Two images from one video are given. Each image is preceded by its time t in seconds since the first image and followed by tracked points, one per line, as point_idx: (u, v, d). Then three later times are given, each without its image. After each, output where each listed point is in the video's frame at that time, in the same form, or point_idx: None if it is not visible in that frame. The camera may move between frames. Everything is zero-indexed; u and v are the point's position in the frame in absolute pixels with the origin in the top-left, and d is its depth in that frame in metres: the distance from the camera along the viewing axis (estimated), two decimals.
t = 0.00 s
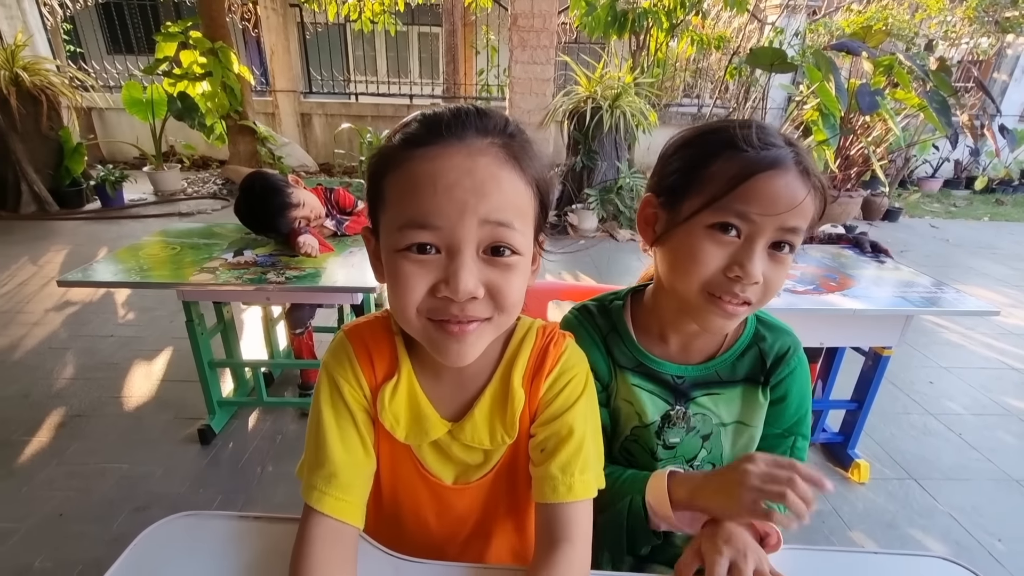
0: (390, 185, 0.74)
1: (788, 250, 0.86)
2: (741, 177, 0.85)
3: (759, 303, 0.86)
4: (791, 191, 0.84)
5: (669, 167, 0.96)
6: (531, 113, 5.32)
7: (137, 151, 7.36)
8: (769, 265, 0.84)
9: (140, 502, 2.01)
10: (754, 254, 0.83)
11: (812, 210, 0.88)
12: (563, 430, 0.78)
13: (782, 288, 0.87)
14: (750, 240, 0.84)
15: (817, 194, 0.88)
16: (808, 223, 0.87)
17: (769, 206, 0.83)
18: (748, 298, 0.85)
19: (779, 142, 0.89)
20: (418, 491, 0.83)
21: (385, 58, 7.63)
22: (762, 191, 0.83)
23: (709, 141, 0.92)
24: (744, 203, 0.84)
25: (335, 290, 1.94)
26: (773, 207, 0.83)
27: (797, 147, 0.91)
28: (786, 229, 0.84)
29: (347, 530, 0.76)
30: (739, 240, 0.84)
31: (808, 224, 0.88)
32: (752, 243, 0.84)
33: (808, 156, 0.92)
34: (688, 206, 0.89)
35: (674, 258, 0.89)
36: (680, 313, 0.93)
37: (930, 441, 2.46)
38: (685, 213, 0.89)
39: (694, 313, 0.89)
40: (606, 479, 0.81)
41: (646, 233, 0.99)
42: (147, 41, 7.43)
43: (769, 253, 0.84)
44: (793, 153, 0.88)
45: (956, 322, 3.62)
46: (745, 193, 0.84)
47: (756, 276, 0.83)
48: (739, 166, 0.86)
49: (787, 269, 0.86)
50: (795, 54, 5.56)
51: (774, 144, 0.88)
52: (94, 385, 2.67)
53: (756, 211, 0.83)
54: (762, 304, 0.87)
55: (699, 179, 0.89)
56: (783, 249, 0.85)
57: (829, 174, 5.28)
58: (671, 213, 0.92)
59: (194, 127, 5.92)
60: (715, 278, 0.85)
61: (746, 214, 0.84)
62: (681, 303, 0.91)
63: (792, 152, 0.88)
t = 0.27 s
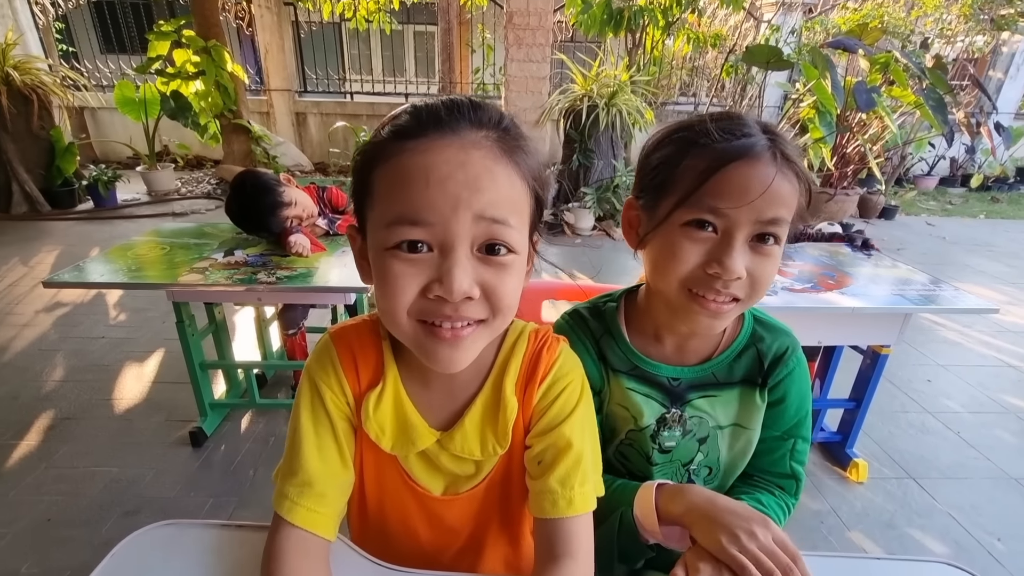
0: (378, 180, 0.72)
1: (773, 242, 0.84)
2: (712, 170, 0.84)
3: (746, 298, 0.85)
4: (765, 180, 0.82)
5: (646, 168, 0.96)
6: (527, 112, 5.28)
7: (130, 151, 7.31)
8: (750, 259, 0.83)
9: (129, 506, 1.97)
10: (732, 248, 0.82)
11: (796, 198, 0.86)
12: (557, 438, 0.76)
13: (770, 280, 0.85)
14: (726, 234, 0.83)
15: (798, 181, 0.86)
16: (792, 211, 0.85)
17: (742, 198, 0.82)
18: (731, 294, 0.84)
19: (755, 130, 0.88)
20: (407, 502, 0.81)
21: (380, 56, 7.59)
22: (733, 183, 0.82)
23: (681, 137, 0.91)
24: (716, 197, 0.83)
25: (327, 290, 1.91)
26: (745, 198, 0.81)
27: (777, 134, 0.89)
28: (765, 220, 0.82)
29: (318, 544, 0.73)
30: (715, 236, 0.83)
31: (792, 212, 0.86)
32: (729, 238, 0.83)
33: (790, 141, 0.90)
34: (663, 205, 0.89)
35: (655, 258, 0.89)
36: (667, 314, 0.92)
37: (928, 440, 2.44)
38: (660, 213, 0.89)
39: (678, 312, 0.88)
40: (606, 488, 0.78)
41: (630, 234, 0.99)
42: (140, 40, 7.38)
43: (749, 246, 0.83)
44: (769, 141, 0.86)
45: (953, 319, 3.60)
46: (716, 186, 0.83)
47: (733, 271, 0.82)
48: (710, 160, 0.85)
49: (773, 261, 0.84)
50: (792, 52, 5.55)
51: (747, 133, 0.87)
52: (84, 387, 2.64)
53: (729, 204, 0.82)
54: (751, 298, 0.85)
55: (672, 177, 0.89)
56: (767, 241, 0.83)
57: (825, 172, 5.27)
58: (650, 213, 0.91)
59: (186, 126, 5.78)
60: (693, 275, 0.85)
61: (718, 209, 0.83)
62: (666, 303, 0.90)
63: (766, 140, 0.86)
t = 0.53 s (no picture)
0: (374, 181, 0.71)
1: (761, 240, 0.83)
2: (695, 169, 0.84)
3: (734, 296, 0.84)
4: (748, 177, 0.82)
5: (632, 169, 0.96)
6: (525, 110, 5.27)
7: (127, 150, 7.29)
8: (737, 257, 0.82)
9: (124, 506, 1.96)
10: (718, 247, 0.82)
11: (782, 195, 0.85)
12: (557, 440, 0.75)
13: (758, 278, 0.85)
14: (712, 232, 0.82)
15: (784, 176, 0.86)
16: (779, 207, 0.85)
17: (726, 196, 0.81)
18: (719, 292, 0.84)
19: (739, 127, 0.87)
20: (404, 505, 0.80)
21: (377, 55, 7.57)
22: (716, 182, 0.82)
23: (665, 137, 0.91)
24: (700, 195, 0.83)
25: (323, 289, 1.90)
26: (729, 196, 0.81)
27: (762, 129, 0.89)
28: (750, 218, 0.82)
29: (310, 547, 0.73)
30: (700, 234, 0.83)
31: (780, 209, 0.85)
32: (713, 236, 0.82)
33: (775, 136, 0.89)
34: (649, 204, 0.89)
35: (642, 258, 0.89)
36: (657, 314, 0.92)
37: (925, 437, 2.44)
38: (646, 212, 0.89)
39: (665, 312, 0.88)
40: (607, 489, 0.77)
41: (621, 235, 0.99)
42: (136, 39, 7.34)
43: (735, 244, 0.83)
44: (754, 137, 0.86)
45: (950, 318, 3.61)
46: (700, 185, 0.83)
47: (718, 268, 0.81)
48: (693, 158, 0.85)
49: (761, 258, 0.84)
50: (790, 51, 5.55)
51: (730, 131, 0.86)
52: (79, 386, 2.62)
53: (712, 202, 0.82)
54: (740, 296, 0.85)
55: (657, 176, 0.89)
56: (754, 239, 0.83)
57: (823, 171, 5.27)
58: (636, 213, 0.91)
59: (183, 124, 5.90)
60: (679, 274, 0.84)
61: (702, 207, 0.82)
62: (655, 303, 0.90)
63: (750, 137, 0.86)
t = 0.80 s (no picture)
0: (367, 180, 0.70)
1: (758, 237, 0.83)
2: (686, 169, 0.84)
3: (733, 295, 0.84)
4: (740, 174, 0.82)
5: (626, 172, 0.95)
6: (521, 109, 5.25)
7: (121, 147, 7.24)
8: (733, 255, 0.82)
9: (115, 505, 1.95)
10: (713, 245, 0.81)
11: (777, 191, 0.85)
12: (554, 439, 0.75)
13: (756, 275, 0.84)
14: (706, 231, 0.81)
15: (777, 172, 0.85)
16: (774, 203, 0.84)
17: (719, 194, 0.81)
18: (717, 291, 0.83)
19: (729, 124, 0.87)
20: (400, 504, 0.79)
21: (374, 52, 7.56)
22: (708, 180, 0.82)
23: (657, 138, 0.91)
24: (694, 195, 0.82)
25: (317, 286, 1.88)
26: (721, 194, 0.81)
27: (754, 126, 0.89)
28: (745, 215, 0.81)
29: (301, 547, 0.72)
30: (695, 234, 0.82)
31: (775, 204, 0.84)
32: (708, 235, 0.81)
33: (768, 132, 0.89)
34: (643, 206, 0.88)
35: (639, 260, 0.88)
36: (656, 316, 0.91)
37: (918, 437, 2.45)
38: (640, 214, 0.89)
39: (663, 314, 0.87)
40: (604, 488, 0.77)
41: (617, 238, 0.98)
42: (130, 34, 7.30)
43: (730, 242, 0.82)
44: (745, 134, 0.85)
45: (944, 318, 3.62)
46: (692, 183, 0.83)
47: (714, 267, 0.80)
48: (684, 158, 0.85)
49: (758, 255, 0.83)
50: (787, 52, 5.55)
51: (722, 128, 0.86)
52: (71, 385, 2.60)
53: (705, 201, 0.81)
54: (738, 295, 0.84)
55: (650, 178, 0.88)
56: (750, 236, 0.82)
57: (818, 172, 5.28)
58: (631, 216, 0.91)
59: (177, 121, 5.67)
60: (675, 274, 0.84)
61: (695, 206, 0.82)
62: (653, 305, 0.89)
63: (742, 133, 0.85)
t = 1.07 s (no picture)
0: (357, 174, 0.69)
1: (762, 217, 0.80)
2: (677, 153, 0.81)
3: (739, 280, 0.81)
4: (736, 152, 0.78)
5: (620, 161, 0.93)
6: (518, 108, 5.24)
7: (116, 144, 7.20)
8: (736, 239, 0.79)
9: (107, 503, 1.93)
10: (714, 231, 0.78)
11: (778, 166, 0.81)
12: (546, 435, 0.74)
13: (764, 258, 0.81)
14: (705, 217, 0.79)
15: (777, 143, 0.82)
16: (776, 179, 0.80)
17: (714, 177, 0.78)
18: (723, 278, 0.80)
19: (716, 99, 0.84)
20: (390, 500, 0.78)
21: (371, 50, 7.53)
22: (701, 163, 0.79)
23: (646, 122, 0.88)
24: (687, 180, 0.80)
25: (311, 284, 1.87)
26: (717, 176, 0.78)
27: (749, 97, 0.85)
28: (744, 195, 0.78)
29: (289, 545, 0.71)
30: (693, 220, 0.79)
31: (778, 179, 0.81)
32: (707, 220, 0.79)
33: (765, 102, 0.85)
34: (639, 196, 0.86)
35: (639, 254, 0.86)
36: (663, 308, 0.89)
37: (913, 436, 2.45)
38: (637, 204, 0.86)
39: (670, 307, 0.85)
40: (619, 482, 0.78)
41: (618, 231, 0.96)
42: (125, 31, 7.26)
43: (732, 225, 0.79)
44: (738, 107, 0.82)
45: (939, 318, 3.63)
46: (683, 168, 0.80)
47: (715, 254, 0.77)
48: (675, 141, 0.82)
49: (764, 236, 0.80)
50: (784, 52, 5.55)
51: (713, 104, 0.83)
52: (63, 382, 2.58)
53: (700, 185, 0.79)
54: (745, 279, 0.81)
55: (644, 166, 0.86)
56: (754, 217, 0.79)
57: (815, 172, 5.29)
58: (629, 207, 0.89)
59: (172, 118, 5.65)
60: (677, 265, 0.81)
61: (690, 192, 0.79)
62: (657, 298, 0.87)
63: (735, 107, 0.82)
